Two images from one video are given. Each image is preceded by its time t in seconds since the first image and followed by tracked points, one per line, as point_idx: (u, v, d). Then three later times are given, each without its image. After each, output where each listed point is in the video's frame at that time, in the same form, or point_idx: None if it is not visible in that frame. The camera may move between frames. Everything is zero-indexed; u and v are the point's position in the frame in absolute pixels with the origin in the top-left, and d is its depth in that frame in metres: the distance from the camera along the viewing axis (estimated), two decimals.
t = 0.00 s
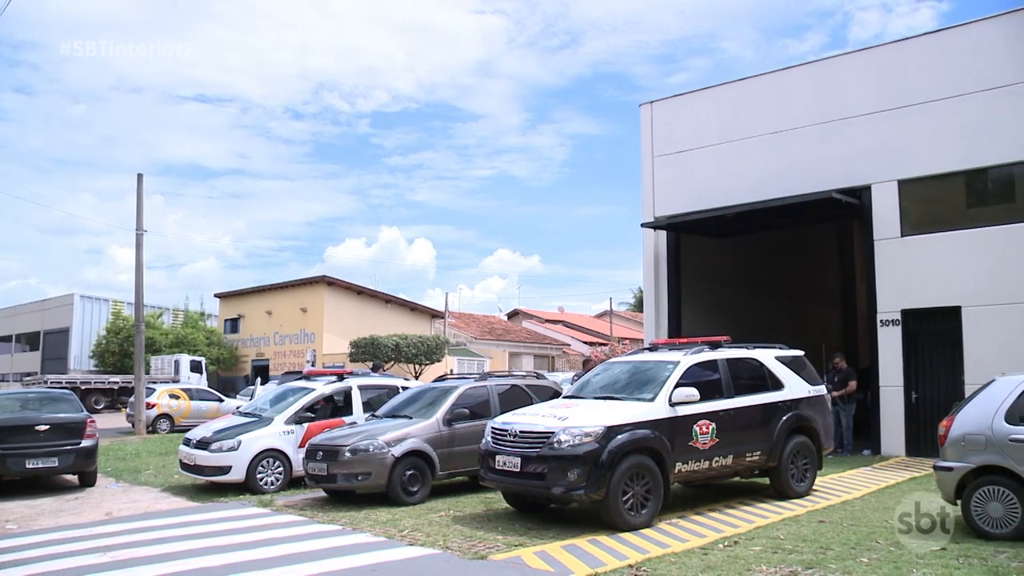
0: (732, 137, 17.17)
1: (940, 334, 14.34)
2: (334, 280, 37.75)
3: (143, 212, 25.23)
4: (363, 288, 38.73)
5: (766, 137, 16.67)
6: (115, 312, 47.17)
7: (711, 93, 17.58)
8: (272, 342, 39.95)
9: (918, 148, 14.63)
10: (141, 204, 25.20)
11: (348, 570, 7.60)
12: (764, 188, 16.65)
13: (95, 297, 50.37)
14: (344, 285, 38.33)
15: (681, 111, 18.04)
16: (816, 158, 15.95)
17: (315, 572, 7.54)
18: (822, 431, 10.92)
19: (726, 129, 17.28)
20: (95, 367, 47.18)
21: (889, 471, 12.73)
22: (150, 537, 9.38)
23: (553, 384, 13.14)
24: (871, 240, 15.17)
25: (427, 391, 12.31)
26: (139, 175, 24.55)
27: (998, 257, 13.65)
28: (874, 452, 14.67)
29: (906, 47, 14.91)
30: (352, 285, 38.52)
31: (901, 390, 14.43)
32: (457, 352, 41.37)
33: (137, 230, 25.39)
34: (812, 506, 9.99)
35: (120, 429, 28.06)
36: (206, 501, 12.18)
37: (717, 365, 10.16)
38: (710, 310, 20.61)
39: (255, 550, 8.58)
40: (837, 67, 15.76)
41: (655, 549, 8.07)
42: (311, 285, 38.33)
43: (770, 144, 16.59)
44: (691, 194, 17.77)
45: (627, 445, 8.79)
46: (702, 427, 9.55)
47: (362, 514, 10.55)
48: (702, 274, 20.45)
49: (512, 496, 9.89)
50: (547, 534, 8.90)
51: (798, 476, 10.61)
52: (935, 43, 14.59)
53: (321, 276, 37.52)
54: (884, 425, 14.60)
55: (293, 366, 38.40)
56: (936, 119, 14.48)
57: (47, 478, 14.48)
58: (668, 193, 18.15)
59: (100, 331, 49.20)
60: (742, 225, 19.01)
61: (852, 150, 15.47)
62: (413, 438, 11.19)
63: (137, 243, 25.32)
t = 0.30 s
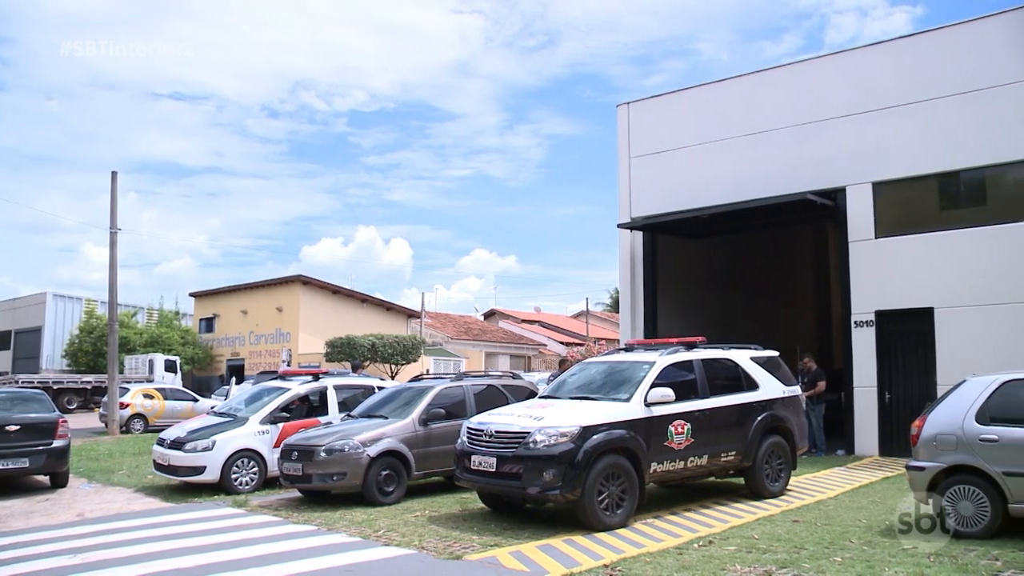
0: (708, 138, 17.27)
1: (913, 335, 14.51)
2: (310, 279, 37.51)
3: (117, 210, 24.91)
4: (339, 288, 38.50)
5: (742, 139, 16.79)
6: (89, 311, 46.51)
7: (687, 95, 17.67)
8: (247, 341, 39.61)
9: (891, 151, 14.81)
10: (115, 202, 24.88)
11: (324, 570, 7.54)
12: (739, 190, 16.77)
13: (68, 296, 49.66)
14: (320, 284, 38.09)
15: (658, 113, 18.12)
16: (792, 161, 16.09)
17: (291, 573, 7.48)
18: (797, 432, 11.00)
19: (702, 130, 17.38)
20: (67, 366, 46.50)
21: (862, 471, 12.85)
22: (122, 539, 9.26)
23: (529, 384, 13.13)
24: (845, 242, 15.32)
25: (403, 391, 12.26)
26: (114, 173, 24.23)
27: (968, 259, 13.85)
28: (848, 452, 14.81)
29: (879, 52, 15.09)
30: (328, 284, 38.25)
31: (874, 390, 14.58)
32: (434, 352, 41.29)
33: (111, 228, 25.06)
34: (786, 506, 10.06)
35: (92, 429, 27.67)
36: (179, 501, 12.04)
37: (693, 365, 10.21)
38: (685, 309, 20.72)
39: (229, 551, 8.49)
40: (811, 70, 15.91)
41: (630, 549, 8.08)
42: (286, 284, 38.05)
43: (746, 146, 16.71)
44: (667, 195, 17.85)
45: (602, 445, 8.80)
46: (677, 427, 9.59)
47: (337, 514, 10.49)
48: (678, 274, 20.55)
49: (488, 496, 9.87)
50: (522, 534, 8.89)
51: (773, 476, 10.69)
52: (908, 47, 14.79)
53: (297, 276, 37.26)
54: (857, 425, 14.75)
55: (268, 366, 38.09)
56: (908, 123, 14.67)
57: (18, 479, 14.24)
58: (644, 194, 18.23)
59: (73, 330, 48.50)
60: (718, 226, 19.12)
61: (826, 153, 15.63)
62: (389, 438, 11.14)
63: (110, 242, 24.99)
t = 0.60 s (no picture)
0: (682, 140, 17.37)
1: (883, 336, 14.67)
2: (282, 279, 37.20)
3: (87, 208, 24.54)
4: (312, 287, 38.22)
5: (714, 140, 16.90)
6: (58, 308, 45.76)
7: (661, 97, 17.76)
8: (219, 340, 39.19)
9: (862, 154, 14.99)
10: (86, 200, 24.51)
11: (297, 571, 7.46)
12: (712, 192, 16.88)
13: (36, 294, 48.81)
14: (293, 284, 37.78)
15: (631, 114, 18.19)
16: (764, 163, 16.22)
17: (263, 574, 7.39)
18: (768, 432, 11.08)
19: (676, 132, 17.47)
20: (36, 366, 45.72)
21: (832, 470, 12.98)
22: (90, 540, 9.10)
23: (502, 384, 13.11)
24: (817, 243, 15.47)
25: (375, 391, 12.18)
26: (84, 170, 23.87)
27: (938, 261, 14.04)
28: (819, 452, 14.96)
29: (850, 56, 15.28)
30: (301, 283, 37.92)
31: (844, 391, 14.75)
32: (407, 352, 41.14)
33: (81, 226, 24.67)
34: (758, 506, 10.13)
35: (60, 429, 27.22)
36: (149, 502, 11.87)
37: (665, 366, 10.25)
38: (658, 309, 20.84)
39: (199, 552, 8.37)
40: (784, 73, 16.07)
41: (602, 549, 8.09)
42: (259, 283, 37.71)
43: (719, 147, 16.82)
44: (640, 196, 17.93)
45: (575, 445, 8.82)
46: (649, 427, 9.63)
47: (308, 515, 10.40)
48: (652, 274, 20.66)
49: (460, 496, 9.84)
50: (495, 534, 8.88)
51: (744, 476, 10.76)
52: (879, 51, 14.98)
53: (269, 275, 36.94)
54: (828, 426, 14.91)
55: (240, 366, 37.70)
56: (879, 126, 14.86)
57: None
58: (618, 195, 18.29)
59: (42, 329, 47.70)
60: (691, 227, 19.25)
61: (798, 155, 15.78)
62: (361, 438, 11.07)
63: (80, 240, 24.61)
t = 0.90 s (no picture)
0: (653, 141, 17.46)
1: (851, 337, 14.85)
2: (252, 277, 36.80)
3: (53, 205, 24.10)
4: (282, 286, 37.84)
5: (685, 142, 17.01)
6: (22, 306, 44.86)
7: (633, 98, 17.84)
8: (187, 340, 38.68)
9: (831, 157, 15.18)
10: (51, 197, 24.06)
11: (265, 572, 7.37)
12: (683, 193, 16.98)
13: None
14: (263, 282, 37.39)
15: (603, 114, 18.26)
16: (734, 164, 16.36)
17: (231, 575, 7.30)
18: (737, 432, 11.16)
19: (647, 133, 17.56)
20: None
21: (799, 470, 13.11)
22: (52, 542, 8.92)
23: (472, 384, 13.07)
24: (787, 245, 15.63)
25: (345, 391, 12.09)
26: (50, 168, 23.44)
27: (906, 264, 14.24)
28: (787, 452, 15.12)
29: (819, 59, 15.47)
30: (270, 282, 37.53)
31: (812, 391, 14.91)
32: (377, 352, 40.93)
33: (47, 224, 24.23)
34: (726, 506, 10.20)
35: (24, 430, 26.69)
36: (115, 503, 11.69)
37: (635, 366, 10.29)
38: (628, 310, 20.91)
39: (164, 553, 8.24)
40: (753, 76, 16.22)
41: (571, 549, 8.09)
42: (228, 282, 37.28)
43: (690, 149, 16.93)
44: (612, 197, 18.00)
45: (544, 445, 8.82)
46: (619, 427, 9.66)
47: (277, 515, 10.30)
48: (622, 274, 20.74)
49: (430, 496, 9.79)
50: (464, 534, 8.85)
51: (713, 476, 10.83)
52: (848, 55, 15.17)
53: (239, 273, 36.52)
54: (796, 426, 15.07)
55: (209, 365, 37.23)
56: (847, 130, 15.06)
57: None
58: (589, 196, 18.35)
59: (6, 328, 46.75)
60: (661, 229, 19.35)
61: (767, 157, 15.94)
62: (331, 438, 10.98)
63: (46, 237, 24.16)
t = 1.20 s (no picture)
0: (623, 142, 17.53)
1: (816, 338, 15.04)
2: (218, 276, 36.35)
3: (15, 202, 23.60)
4: (249, 286, 37.43)
5: (654, 143, 17.11)
6: None
7: (602, 99, 17.90)
8: (153, 339, 38.10)
9: (797, 159, 15.36)
10: (14, 193, 23.57)
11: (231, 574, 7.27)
12: (652, 194, 17.07)
13: None
14: (230, 281, 36.94)
15: (572, 115, 18.31)
16: (703, 166, 16.48)
17: None
18: (704, 432, 11.23)
19: (617, 134, 17.63)
20: None
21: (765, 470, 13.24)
22: (10, 544, 8.72)
23: (439, 384, 13.01)
24: (754, 247, 15.78)
25: (312, 390, 11.98)
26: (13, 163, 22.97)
27: (871, 266, 14.44)
28: (754, 452, 15.28)
29: (786, 63, 15.65)
30: (237, 281, 37.09)
31: (778, 392, 15.07)
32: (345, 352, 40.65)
33: (9, 220, 23.72)
34: (693, 505, 10.26)
35: None
36: (77, 504, 11.46)
37: (602, 367, 10.32)
38: (597, 310, 21.00)
39: (127, 555, 8.09)
40: (722, 78, 16.36)
41: (538, 549, 8.09)
42: (194, 280, 36.79)
43: (659, 150, 17.03)
44: (581, 198, 18.05)
45: (512, 445, 8.81)
46: (587, 427, 9.68)
47: (243, 515, 10.17)
48: (591, 275, 20.83)
49: (397, 497, 9.74)
50: (432, 534, 8.82)
51: (680, 476, 10.89)
52: (815, 59, 15.36)
53: (205, 272, 36.05)
54: (763, 426, 15.23)
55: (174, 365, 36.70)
56: (813, 132, 15.25)
57: None
58: (559, 196, 18.39)
59: None
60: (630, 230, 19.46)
61: (735, 159, 16.08)
62: (298, 438, 10.87)
63: (7, 234, 23.64)
